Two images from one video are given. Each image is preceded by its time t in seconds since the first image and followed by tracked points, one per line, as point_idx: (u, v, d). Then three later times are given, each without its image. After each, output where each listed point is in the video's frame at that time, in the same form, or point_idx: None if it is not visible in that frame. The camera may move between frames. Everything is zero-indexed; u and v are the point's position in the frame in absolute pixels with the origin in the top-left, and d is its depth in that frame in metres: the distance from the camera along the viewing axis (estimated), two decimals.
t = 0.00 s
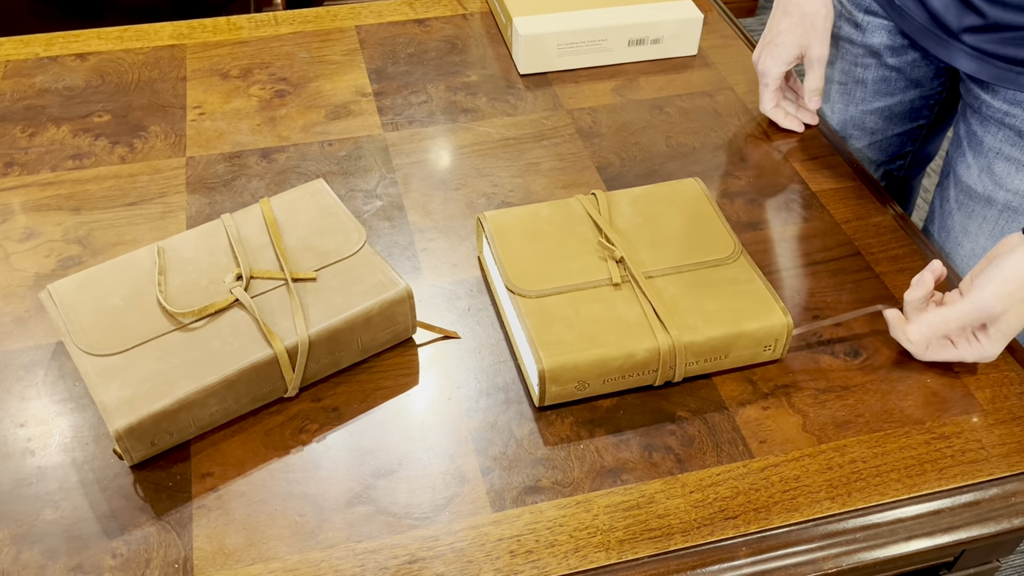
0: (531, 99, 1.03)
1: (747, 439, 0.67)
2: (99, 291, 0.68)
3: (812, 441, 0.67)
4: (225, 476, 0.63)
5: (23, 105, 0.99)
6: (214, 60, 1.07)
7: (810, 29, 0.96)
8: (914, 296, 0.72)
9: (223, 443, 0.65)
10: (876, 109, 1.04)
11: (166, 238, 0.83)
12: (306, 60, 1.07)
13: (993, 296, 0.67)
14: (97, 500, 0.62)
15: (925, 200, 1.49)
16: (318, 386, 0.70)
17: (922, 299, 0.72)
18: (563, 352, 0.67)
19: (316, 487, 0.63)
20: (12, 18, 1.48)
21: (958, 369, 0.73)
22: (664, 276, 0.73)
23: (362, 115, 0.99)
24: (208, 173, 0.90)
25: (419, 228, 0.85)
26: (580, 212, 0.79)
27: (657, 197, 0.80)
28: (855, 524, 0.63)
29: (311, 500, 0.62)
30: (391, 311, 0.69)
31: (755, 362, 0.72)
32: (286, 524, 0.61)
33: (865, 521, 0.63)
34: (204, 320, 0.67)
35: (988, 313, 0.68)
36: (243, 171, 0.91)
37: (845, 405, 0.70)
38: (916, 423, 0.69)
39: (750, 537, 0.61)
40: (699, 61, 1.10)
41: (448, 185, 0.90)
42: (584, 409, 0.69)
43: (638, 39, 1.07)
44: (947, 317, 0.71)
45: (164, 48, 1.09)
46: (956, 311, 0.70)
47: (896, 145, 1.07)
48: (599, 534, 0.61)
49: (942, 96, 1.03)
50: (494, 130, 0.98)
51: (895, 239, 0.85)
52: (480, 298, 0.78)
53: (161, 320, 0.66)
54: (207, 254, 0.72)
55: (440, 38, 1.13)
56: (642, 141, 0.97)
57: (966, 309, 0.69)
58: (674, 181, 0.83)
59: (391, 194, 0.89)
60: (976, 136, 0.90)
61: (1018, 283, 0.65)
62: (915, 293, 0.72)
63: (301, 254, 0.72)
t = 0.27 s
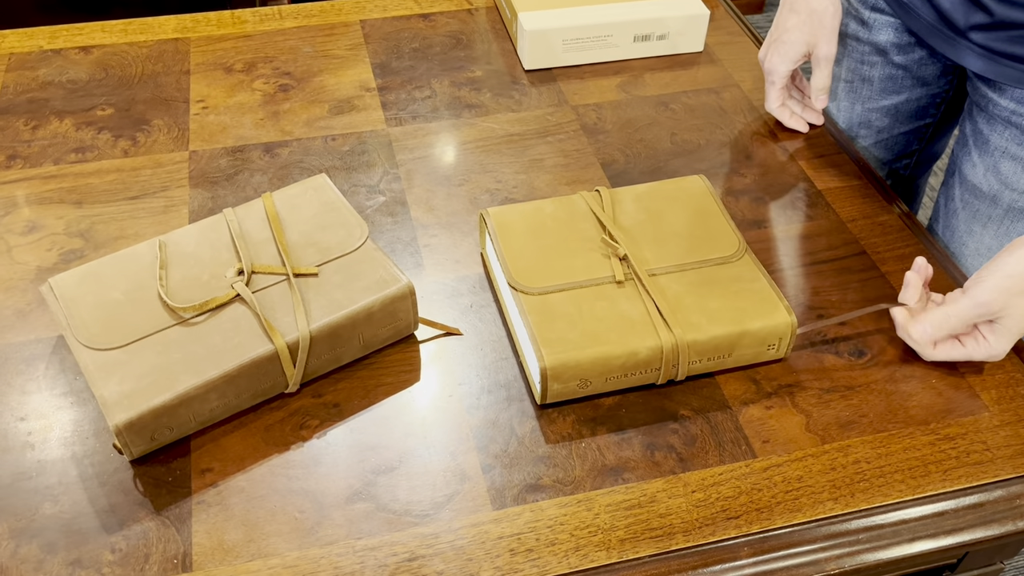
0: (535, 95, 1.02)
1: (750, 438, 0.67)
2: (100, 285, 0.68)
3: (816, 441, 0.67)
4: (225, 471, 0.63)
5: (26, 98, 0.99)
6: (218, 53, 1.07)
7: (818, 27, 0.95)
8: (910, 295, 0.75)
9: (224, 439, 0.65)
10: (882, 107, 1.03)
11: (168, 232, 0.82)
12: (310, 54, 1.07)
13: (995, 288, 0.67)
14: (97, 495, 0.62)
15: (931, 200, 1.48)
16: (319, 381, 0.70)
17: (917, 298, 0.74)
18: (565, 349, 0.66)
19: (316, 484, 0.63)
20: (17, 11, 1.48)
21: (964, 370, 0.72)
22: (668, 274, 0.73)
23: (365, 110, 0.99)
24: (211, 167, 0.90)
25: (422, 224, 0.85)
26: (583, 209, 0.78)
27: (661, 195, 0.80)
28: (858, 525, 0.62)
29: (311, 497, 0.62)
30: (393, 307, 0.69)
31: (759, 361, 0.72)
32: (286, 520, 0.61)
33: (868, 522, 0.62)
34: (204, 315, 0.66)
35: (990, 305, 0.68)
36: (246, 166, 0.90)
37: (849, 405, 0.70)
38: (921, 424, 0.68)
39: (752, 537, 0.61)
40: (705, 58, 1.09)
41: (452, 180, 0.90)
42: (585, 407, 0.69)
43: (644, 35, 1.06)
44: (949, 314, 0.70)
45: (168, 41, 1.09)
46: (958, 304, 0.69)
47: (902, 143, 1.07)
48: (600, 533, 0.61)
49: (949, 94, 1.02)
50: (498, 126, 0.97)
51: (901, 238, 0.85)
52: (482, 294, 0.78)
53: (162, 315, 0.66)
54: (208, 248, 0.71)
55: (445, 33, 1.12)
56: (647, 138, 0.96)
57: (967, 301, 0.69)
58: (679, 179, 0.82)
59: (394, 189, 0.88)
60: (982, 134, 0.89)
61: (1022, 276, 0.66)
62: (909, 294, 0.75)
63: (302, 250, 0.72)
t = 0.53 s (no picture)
0: (541, 90, 1.02)
1: (753, 436, 0.67)
2: (103, 278, 0.68)
3: (819, 440, 0.67)
4: (227, 465, 0.63)
5: (31, 89, 0.99)
6: (223, 46, 1.07)
7: (833, 24, 0.94)
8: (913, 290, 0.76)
9: (226, 432, 0.65)
10: (889, 105, 1.02)
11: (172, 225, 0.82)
12: (316, 48, 1.07)
13: (997, 281, 0.68)
14: (99, 488, 0.62)
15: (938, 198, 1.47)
16: (322, 376, 0.69)
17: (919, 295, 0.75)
18: (568, 345, 0.66)
19: (317, 478, 0.63)
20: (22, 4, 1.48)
21: (969, 369, 0.72)
22: (672, 271, 0.72)
23: (370, 104, 0.98)
24: (215, 160, 0.90)
25: (426, 218, 0.84)
26: (588, 205, 0.78)
27: (666, 191, 0.79)
28: (861, 524, 0.62)
29: (312, 491, 0.62)
30: (396, 301, 0.69)
31: (763, 359, 0.72)
32: (287, 514, 0.61)
33: (871, 521, 0.62)
34: (207, 308, 0.66)
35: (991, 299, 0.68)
36: (250, 159, 0.90)
37: (853, 403, 0.69)
38: (925, 423, 0.68)
39: (754, 535, 0.61)
40: (712, 54, 1.09)
41: (456, 175, 0.89)
42: (588, 403, 0.68)
43: (651, 30, 1.06)
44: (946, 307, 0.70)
45: (173, 34, 1.09)
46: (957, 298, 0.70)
47: (907, 140, 1.06)
48: (602, 530, 0.60)
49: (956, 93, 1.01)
50: (503, 121, 0.97)
51: (908, 237, 0.84)
52: (486, 290, 0.78)
53: (165, 308, 0.66)
54: (212, 241, 0.71)
55: (450, 27, 1.12)
56: (653, 134, 0.96)
57: (967, 295, 0.69)
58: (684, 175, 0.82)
59: (398, 184, 0.88)
60: (990, 133, 0.88)
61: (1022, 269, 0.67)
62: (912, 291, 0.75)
63: (306, 244, 0.71)
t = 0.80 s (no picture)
0: (537, 80, 1.01)
1: (742, 428, 0.67)
2: (94, 264, 0.68)
3: (809, 432, 0.66)
4: (215, 452, 0.63)
5: (27, 77, 0.99)
6: (220, 35, 1.06)
7: (826, 16, 0.94)
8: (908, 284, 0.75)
9: (215, 419, 0.65)
10: (884, 97, 1.02)
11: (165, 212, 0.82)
12: (312, 37, 1.06)
13: (994, 275, 0.68)
14: (87, 473, 0.62)
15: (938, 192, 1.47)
16: (311, 364, 0.69)
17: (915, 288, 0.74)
18: (558, 336, 0.66)
19: (305, 466, 0.63)
20: None
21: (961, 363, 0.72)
22: (664, 262, 0.72)
23: (366, 93, 0.98)
24: (210, 149, 0.90)
25: (419, 208, 0.84)
26: (581, 196, 0.78)
27: (660, 182, 0.79)
28: (849, 516, 0.62)
29: (300, 479, 0.62)
30: (386, 290, 0.69)
31: (754, 351, 0.71)
32: (274, 501, 0.61)
33: (859, 514, 0.62)
34: (197, 296, 0.66)
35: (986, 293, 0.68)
36: (244, 148, 0.90)
37: (843, 396, 0.69)
38: (915, 416, 0.68)
39: (741, 527, 0.61)
40: (710, 45, 1.08)
41: (450, 165, 0.89)
42: (578, 394, 0.68)
43: (648, 21, 1.05)
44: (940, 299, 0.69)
45: (170, 22, 1.08)
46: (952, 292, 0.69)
47: (903, 133, 1.05)
48: (588, 520, 0.60)
49: (951, 85, 1.01)
50: (499, 111, 0.97)
51: (902, 230, 0.84)
52: (477, 280, 0.77)
53: (155, 295, 0.66)
54: (203, 229, 0.71)
55: (448, 17, 1.11)
56: (649, 126, 0.96)
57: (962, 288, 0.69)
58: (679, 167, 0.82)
59: (392, 173, 0.88)
60: (983, 125, 0.88)
61: (1019, 264, 0.67)
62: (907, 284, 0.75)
63: (297, 232, 0.71)
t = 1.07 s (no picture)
0: (525, 66, 1.01)
1: (720, 414, 0.66)
2: (72, 245, 0.68)
3: (787, 419, 0.66)
4: (191, 434, 0.63)
5: (14, 59, 0.98)
6: (208, 19, 1.06)
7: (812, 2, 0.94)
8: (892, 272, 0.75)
9: (191, 401, 0.65)
10: (872, 84, 1.01)
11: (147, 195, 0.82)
12: (301, 22, 1.06)
13: (977, 262, 0.69)
14: (61, 454, 0.62)
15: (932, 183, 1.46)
16: (290, 347, 0.69)
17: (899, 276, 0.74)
18: (536, 320, 0.66)
19: (280, 448, 0.63)
20: None
21: (942, 351, 0.71)
22: (645, 247, 0.72)
23: (353, 78, 0.98)
24: (194, 132, 0.89)
25: (403, 193, 0.84)
26: (564, 181, 0.77)
27: (644, 169, 0.79)
28: (825, 503, 0.62)
29: (275, 461, 0.62)
30: (365, 274, 0.68)
31: (734, 338, 0.71)
32: (248, 483, 0.61)
33: (835, 500, 0.62)
34: (175, 278, 0.66)
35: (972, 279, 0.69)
36: (229, 131, 0.90)
37: (823, 383, 0.69)
38: (895, 404, 0.68)
39: (716, 512, 0.60)
40: (700, 33, 1.08)
41: (435, 150, 0.89)
42: (556, 379, 0.68)
43: (638, 8, 1.05)
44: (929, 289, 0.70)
45: (158, 6, 1.08)
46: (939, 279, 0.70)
47: (891, 121, 1.05)
48: (563, 504, 0.60)
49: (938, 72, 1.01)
50: (486, 97, 0.96)
51: (888, 218, 0.83)
52: (459, 265, 0.77)
53: (132, 276, 0.66)
54: (182, 211, 0.71)
55: (437, 3, 1.11)
56: (636, 112, 0.95)
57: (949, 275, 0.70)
58: (664, 153, 0.81)
59: (377, 158, 0.87)
60: (970, 111, 0.88)
61: (1000, 251, 0.69)
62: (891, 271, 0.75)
63: (277, 215, 0.71)
